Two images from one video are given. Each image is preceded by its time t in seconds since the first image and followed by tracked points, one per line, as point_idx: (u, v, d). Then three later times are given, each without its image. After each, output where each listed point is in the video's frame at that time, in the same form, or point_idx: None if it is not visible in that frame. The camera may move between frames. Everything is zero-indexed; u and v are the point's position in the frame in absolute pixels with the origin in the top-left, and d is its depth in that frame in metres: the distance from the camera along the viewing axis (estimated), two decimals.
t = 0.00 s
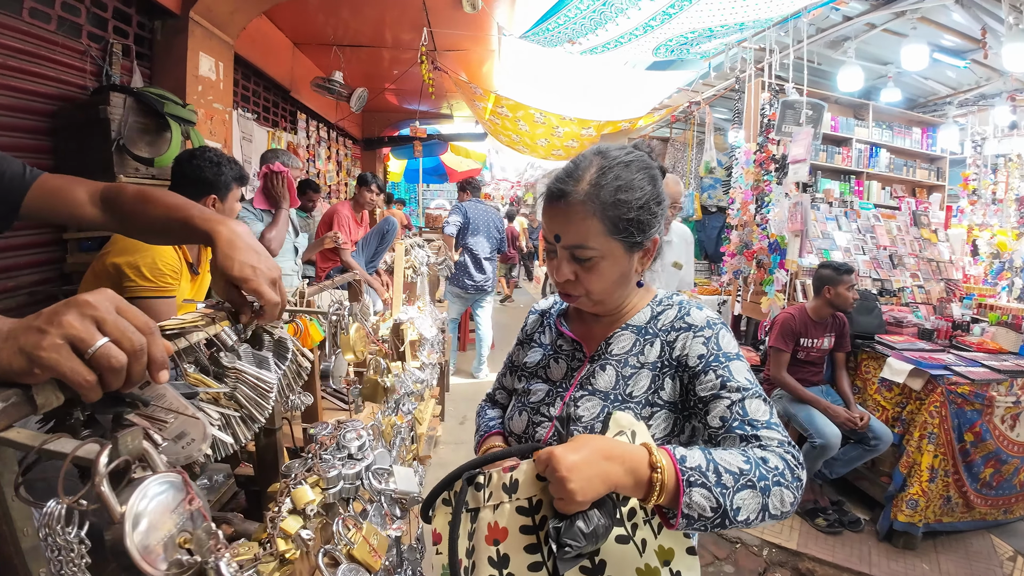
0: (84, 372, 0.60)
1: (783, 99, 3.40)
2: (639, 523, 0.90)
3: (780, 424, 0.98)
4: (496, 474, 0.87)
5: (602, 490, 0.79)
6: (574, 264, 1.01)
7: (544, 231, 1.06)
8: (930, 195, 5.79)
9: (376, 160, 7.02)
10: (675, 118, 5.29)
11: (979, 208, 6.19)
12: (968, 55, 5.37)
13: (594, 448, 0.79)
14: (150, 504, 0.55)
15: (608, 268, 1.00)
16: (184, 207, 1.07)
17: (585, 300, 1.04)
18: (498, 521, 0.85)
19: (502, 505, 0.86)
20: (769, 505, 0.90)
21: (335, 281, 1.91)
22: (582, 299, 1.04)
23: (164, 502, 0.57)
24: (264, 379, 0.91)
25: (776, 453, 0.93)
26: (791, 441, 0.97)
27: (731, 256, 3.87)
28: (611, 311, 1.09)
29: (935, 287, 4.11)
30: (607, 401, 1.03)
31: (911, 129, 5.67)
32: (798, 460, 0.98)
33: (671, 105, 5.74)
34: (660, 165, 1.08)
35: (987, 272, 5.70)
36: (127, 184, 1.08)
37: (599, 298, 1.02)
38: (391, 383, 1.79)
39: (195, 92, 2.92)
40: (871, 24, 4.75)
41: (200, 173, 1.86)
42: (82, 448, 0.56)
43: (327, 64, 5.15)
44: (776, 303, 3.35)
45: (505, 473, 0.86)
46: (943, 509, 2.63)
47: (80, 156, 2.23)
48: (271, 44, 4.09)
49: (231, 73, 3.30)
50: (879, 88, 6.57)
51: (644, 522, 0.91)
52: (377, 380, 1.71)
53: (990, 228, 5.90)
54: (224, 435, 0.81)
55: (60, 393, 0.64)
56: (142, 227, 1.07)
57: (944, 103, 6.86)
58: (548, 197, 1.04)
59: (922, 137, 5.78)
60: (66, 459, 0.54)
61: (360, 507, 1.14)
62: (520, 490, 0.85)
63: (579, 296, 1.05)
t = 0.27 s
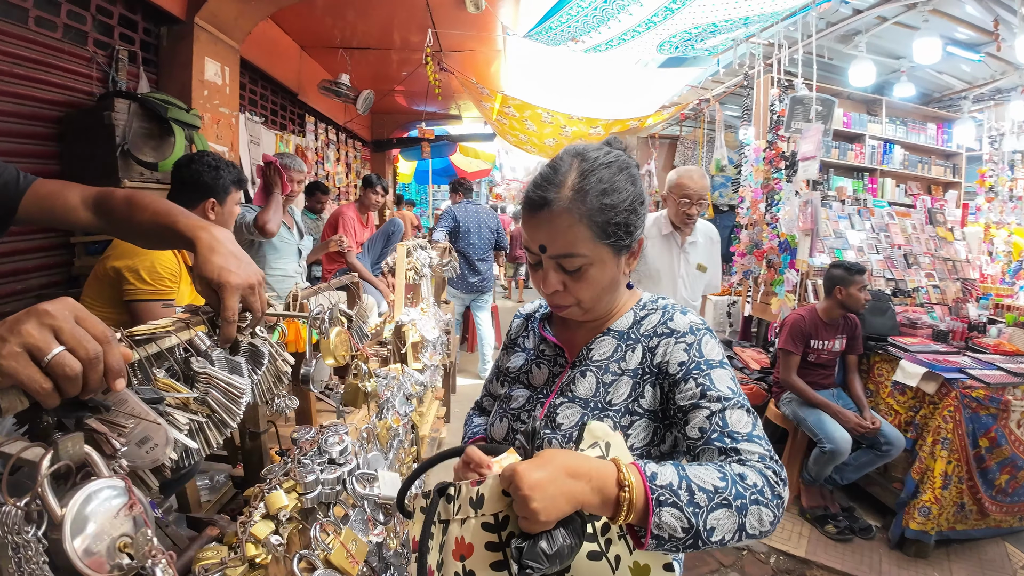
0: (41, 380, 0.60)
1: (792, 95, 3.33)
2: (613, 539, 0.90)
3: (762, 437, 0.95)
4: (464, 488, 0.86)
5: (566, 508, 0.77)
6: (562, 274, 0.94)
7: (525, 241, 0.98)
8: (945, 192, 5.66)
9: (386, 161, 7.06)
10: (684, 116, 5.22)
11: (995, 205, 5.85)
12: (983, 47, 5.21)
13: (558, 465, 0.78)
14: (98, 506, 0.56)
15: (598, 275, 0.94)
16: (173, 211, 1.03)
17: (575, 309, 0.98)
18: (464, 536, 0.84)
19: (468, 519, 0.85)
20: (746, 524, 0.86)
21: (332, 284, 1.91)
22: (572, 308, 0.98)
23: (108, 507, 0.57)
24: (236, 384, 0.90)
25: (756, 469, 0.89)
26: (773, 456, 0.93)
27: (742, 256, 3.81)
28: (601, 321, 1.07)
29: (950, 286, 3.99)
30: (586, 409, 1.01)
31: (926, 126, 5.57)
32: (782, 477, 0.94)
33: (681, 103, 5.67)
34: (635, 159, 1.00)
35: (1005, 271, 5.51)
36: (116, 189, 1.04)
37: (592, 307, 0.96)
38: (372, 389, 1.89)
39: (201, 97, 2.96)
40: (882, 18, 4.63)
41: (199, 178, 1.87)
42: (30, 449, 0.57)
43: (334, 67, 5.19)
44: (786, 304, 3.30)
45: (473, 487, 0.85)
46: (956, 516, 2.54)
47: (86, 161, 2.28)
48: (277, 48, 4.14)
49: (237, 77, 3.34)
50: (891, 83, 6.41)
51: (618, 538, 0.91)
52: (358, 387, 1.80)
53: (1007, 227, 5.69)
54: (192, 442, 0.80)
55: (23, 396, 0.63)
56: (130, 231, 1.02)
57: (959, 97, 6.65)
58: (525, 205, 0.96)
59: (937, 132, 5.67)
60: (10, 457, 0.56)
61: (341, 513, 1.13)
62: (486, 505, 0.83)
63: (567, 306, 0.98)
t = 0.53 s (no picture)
0: (14, 376, 0.58)
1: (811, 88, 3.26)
2: (596, 544, 0.86)
3: (757, 441, 0.89)
4: (443, 480, 0.84)
5: (544, 503, 0.73)
6: (547, 276, 0.91)
7: (506, 245, 0.95)
8: (975, 186, 5.67)
9: (405, 163, 7.15)
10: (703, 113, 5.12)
11: None
12: (1008, 37, 4.92)
13: (539, 457, 0.74)
14: (63, 495, 0.58)
15: (586, 275, 0.91)
16: (171, 219, 1.05)
17: (563, 312, 0.96)
18: (437, 529, 0.81)
19: (444, 513, 0.81)
20: (737, 532, 0.81)
21: (340, 285, 1.92)
22: (560, 311, 0.95)
23: (67, 498, 0.58)
24: (217, 381, 0.90)
25: (749, 473, 0.84)
26: (768, 461, 0.88)
27: (762, 255, 3.75)
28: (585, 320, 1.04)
29: (981, 286, 3.81)
30: (572, 412, 0.98)
31: (954, 118, 5.50)
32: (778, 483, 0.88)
33: (699, 99, 5.58)
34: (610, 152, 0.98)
35: None
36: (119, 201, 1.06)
37: (579, 309, 0.93)
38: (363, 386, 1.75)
39: (218, 104, 3.05)
40: (904, 7, 4.45)
41: (208, 182, 1.91)
42: None
43: (351, 71, 5.28)
44: (807, 305, 3.26)
45: (450, 478, 0.83)
46: (983, 526, 2.41)
47: (104, 167, 2.38)
48: (294, 54, 4.24)
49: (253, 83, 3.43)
50: (915, 75, 6.15)
51: (600, 542, 0.86)
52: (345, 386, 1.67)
53: None
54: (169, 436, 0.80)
55: None
56: (127, 239, 1.05)
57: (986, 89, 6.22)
58: (503, 207, 0.93)
59: (966, 125, 5.58)
60: None
61: (330, 512, 1.13)
62: (463, 497, 0.81)
63: (555, 309, 0.96)
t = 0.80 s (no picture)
0: (17, 372, 0.62)
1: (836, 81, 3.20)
2: (591, 544, 0.84)
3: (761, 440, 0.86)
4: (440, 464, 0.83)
5: (536, 492, 0.71)
6: (535, 279, 0.90)
7: (493, 250, 0.95)
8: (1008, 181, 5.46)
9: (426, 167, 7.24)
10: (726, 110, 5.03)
11: None
12: None
13: (534, 444, 0.72)
14: (57, 483, 0.60)
15: (575, 276, 0.90)
16: (180, 229, 1.09)
17: (556, 314, 0.95)
18: (429, 514, 0.78)
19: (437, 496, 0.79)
20: (740, 533, 0.78)
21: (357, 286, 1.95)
22: (553, 314, 0.95)
23: (62, 486, 0.60)
24: (219, 380, 0.93)
25: (753, 473, 0.81)
26: (774, 461, 0.85)
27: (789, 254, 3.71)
28: (579, 321, 1.02)
29: (1017, 285, 3.64)
30: (572, 415, 0.96)
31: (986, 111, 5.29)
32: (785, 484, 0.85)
33: (721, 95, 5.49)
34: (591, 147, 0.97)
35: None
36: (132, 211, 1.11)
37: (571, 311, 0.93)
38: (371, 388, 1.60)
39: (239, 110, 3.20)
40: None
41: (227, 187, 1.97)
42: None
43: (371, 76, 5.38)
44: (835, 305, 3.18)
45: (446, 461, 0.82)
46: (1013, 535, 2.31)
47: (129, 173, 2.51)
48: (315, 60, 4.35)
49: (274, 89, 3.61)
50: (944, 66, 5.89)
51: (595, 542, 0.85)
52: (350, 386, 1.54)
53: None
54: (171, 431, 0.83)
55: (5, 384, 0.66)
56: (141, 249, 1.09)
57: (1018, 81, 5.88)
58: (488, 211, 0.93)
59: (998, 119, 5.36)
60: None
61: (335, 510, 1.15)
62: (457, 481, 0.79)
63: (548, 311, 0.95)
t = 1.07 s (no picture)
0: (31, 363, 0.64)
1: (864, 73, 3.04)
2: (602, 544, 0.81)
3: (779, 440, 0.82)
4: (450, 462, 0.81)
5: (541, 489, 0.69)
6: (533, 280, 0.89)
7: (489, 252, 0.94)
8: None
9: (448, 169, 7.31)
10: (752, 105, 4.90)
11: None
12: None
13: (540, 441, 0.71)
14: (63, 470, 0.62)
15: (573, 273, 0.88)
16: (199, 234, 1.13)
17: (559, 313, 0.94)
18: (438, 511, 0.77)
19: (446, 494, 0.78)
20: (755, 537, 0.74)
21: (379, 285, 1.95)
22: (555, 313, 0.93)
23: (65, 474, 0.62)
24: (231, 374, 0.93)
25: (769, 474, 0.78)
26: (792, 461, 0.81)
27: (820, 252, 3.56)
28: (583, 320, 0.99)
29: None
30: (580, 416, 0.93)
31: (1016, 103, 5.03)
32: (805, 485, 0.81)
33: (747, 91, 5.36)
34: (584, 140, 0.95)
35: None
36: (152, 218, 1.17)
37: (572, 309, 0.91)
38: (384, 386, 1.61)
39: (264, 115, 3.39)
40: None
41: (249, 189, 2.02)
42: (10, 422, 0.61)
43: (393, 81, 5.45)
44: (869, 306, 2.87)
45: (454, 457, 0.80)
46: None
47: (155, 178, 2.68)
48: (338, 66, 4.44)
49: (297, 94, 3.79)
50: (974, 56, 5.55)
51: (607, 542, 0.82)
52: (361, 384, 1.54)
53: None
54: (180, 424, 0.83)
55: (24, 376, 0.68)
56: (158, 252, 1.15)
57: None
58: (481, 215, 0.92)
59: None
60: None
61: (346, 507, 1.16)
62: (464, 478, 0.77)
63: (549, 311, 0.94)
